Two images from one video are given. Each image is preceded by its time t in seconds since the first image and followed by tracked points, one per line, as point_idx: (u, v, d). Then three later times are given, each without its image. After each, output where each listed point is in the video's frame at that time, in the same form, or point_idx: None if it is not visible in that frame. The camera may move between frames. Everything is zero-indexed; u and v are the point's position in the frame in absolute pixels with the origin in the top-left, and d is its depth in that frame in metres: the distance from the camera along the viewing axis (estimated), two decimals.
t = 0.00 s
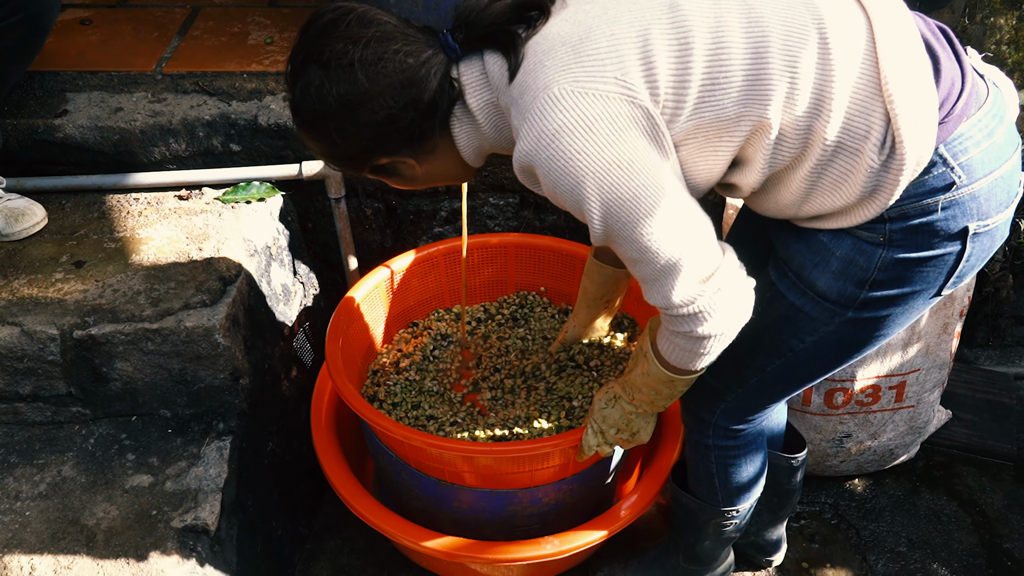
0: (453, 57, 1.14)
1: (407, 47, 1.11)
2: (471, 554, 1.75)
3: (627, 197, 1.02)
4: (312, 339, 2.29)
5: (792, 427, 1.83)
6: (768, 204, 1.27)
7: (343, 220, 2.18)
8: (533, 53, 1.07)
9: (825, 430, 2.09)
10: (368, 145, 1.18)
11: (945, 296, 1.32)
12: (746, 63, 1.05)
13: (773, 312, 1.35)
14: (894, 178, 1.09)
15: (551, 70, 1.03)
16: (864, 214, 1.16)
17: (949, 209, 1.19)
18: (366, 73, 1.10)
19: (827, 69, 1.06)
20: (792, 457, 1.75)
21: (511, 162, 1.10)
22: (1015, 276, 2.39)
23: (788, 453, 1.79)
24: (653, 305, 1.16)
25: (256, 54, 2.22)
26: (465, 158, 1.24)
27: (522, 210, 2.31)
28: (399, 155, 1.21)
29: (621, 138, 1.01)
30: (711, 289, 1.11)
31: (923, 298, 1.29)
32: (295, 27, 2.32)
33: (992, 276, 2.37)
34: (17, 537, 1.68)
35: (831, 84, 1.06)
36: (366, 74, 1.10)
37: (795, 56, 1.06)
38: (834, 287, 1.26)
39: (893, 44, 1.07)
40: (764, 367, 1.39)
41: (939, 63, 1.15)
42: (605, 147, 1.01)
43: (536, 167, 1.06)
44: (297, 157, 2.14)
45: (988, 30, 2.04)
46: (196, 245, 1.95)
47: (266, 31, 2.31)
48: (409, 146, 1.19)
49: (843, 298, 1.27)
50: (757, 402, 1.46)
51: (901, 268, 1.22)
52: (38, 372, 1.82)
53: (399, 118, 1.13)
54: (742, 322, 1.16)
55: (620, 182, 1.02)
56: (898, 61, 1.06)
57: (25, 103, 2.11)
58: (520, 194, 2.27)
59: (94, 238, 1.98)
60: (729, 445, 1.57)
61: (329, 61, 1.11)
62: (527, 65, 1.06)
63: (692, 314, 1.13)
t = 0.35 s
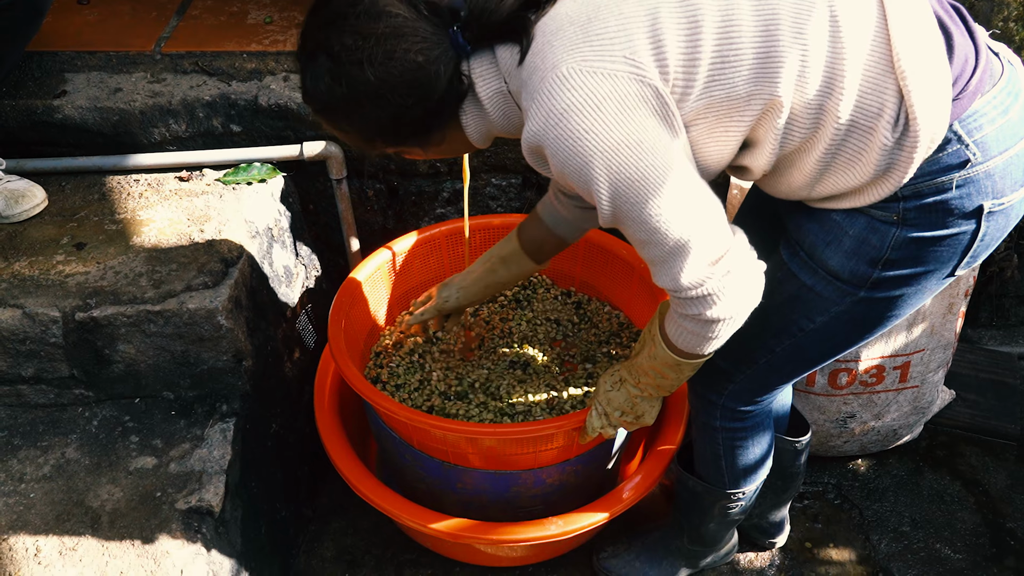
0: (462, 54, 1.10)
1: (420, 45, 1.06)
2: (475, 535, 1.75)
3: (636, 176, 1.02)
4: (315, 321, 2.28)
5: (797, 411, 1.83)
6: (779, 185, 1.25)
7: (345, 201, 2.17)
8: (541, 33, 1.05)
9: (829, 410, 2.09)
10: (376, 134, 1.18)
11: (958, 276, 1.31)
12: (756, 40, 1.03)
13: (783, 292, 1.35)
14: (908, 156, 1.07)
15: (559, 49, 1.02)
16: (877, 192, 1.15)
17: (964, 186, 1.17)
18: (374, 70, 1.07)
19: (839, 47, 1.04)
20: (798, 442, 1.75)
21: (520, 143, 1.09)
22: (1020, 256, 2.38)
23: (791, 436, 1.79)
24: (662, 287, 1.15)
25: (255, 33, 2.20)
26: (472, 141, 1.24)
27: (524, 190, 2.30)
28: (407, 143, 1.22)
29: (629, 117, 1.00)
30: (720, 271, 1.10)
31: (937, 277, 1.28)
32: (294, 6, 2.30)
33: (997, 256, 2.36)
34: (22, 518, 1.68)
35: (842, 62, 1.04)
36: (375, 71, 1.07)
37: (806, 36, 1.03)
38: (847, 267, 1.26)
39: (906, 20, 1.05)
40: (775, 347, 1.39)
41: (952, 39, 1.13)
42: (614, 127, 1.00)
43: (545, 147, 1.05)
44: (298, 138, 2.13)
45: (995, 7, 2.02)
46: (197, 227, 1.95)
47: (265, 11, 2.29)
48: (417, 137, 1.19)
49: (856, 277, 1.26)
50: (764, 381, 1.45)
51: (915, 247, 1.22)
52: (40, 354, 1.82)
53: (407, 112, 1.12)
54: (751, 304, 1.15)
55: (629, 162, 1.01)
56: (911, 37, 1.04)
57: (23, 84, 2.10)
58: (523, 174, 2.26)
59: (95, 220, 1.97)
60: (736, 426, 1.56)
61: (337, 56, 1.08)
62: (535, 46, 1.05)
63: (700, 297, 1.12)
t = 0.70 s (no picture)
0: (472, 27, 1.09)
1: (432, 15, 1.06)
2: (478, 529, 1.75)
3: (643, 153, 1.01)
4: (317, 315, 2.28)
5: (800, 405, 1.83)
6: (788, 173, 1.25)
7: (348, 194, 2.17)
8: (555, 9, 1.04)
9: (832, 403, 2.09)
10: (382, 100, 1.18)
11: (962, 275, 1.31)
12: (771, 24, 1.02)
13: (787, 286, 1.35)
14: (917, 148, 1.07)
15: (573, 24, 1.01)
16: (884, 185, 1.15)
17: (972, 182, 1.17)
18: (384, 37, 1.06)
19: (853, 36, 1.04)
20: (799, 436, 1.75)
21: (528, 116, 1.09)
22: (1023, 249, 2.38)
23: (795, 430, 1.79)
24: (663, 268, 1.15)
25: (258, 26, 2.19)
26: (479, 113, 1.23)
27: (527, 183, 2.30)
28: (413, 113, 1.22)
29: (640, 95, 0.99)
30: (722, 254, 1.10)
31: (941, 275, 1.27)
32: None
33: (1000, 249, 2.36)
34: (26, 512, 1.68)
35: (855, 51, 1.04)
36: (385, 38, 1.06)
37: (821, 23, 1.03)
38: (851, 260, 1.25)
39: (921, 11, 1.04)
40: (776, 341, 1.38)
41: (965, 35, 1.13)
42: (624, 102, 0.99)
43: (553, 119, 1.05)
44: (300, 131, 2.13)
45: None
46: (200, 221, 1.94)
47: (267, 3, 2.28)
48: (423, 108, 1.19)
49: (860, 272, 1.26)
50: (769, 374, 1.45)
51: (920, 242, 1.21)
52: (44, 348, 1.81)
53: (414, 82, 1.12)
54: (752, 289, 1.15)
55: (637, 138, 1.01)
56: (925, 28, 1.04)
57: (26, 77, 2.09)
58: (526, 167, 2.26)
59: (97, 213, 1.97)
60: (739, 419, 1.56)
61: (349, 21, 1.07)
62: (550, 20, 1.04)
63: (702, 279, 1.12)
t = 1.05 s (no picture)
0: (476, 36, 1.09)
1: (436, 25, 1.05)
2: (475, 526, 1.75)
3: (654, 158, 1.01)
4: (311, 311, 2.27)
5: (796, 401, 1.83)
6: (793, 172, 1.25)
7: (342, 190, 2.16)
8: (562, 14, 1.04)
9: (826, 400, 2.10)
10: (386, 105, 1.18)
11: (967, 267, 1.31)
12: (779, 25, 1.01)
13: (793, 280, 1.35)
14: (925, 144, 1.08)
15: (581, 29, 1.01)
16: (891, 181, 1.15)
17: (979, 176, 1.17)
18: (389, 48, 1.06)
19: (860, 35, 1.04)
20: (797, 431, 1.76)
21: (537, 122, 1.08)
22: (1016, 247, 2.40)
23: (790, 426, 1.80)
24: (672, 270, 1.15)
25: (252, 21, 2.18)
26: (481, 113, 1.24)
27: (522, 180, 2.30)
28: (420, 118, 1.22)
29: (649, 101, 0.99)
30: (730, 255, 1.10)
31: (947, 268, 1.28)
32: None
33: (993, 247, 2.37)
34: (18, 509, 1.67)
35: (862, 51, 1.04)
36: (390, 49, 1.06)
37: (827, 24, 1.03)
38: (858, 256, 1.26)
39: (927, 9, 1.04)
40: (782, 335, 1.38)
41: (970, 31, 1.13)
42: (634, 108, 0.99)
43: (563, 126, 1.04)
44: (295, 127, 2.12)
45: None
46: (194, 216, 1.93)
47: None
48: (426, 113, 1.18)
49: (868, 267, 1.26)
50: (770, 370, 1.45)
51: (927, 237, 1.22)
52: (36, 344, 1.80)
53: (419, 91, 1.12)
54: (760, 290, 1.15)
55: (647, 144, 1.00)
56: (932, 26, 1.03)
57: (18, 71, 2.09)
58: (521, 164, 2.26)
59: (91, 209, 1.96)
60: (739, 414, 1.57)
61: (352, 30, 1.06)
62: (556, 27, 1.04)
63: (713, 281, 1.12)
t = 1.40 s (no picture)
0: (488, 31, 1.09)
1: (449, 20, 1.05)
2: (474, 526, 1.75)
3: (667, 156, 1.01)
4: (310, 311, 2.27)
5: (797, 400, 1.83)
6: (799, 170, 1.25)
7: (341, 190, 2.16)
8: (576, 9, 1.03)
9: (825, 400, 2.10)
10: (394, 99, 1.17)
11: (971, 263, 1.32)
12: (794, 24, 1.01)
13: (799, 276, 1.35)
14: (934, 143, 1.08)
15: (595, 25, 1.00)
16: (899, 178, 1.16)
17: (986, 173, 1.17)
18: (401, 44, 1.05)
19: (872, 35, 1.04)
20: (797, 430, 1.76)
21: (549, 117, 1.08)
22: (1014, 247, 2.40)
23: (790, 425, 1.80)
24: (679, 268, 1.15)
25: (250, 21, 2.17)
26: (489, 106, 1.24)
27: (521, 179, 2.29)
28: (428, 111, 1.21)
29: (664, 99, 0.98)
30: (738, 255, 1.10)
31: (952, 263, 1.28)
32: None
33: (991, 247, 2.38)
34: (17, 510, 1.67)
35: (874, 50, 1.04)
36: (402, 45, 1.05)
37: (838, 22, 1.03)
38: (864, 252, 1.26)
39: (938, 10, 1.04)
40: (786, 331, 1.38)
41: (979, 29, 1.14)
42: (649, 106, 0.98)
43: (576, 122, 1.04)
44: (293, 127, 2.12)
45: None
46: (193, 217, 1.93)
47: None
48: (436, 106, 1.18)
49: (873, 263, 1.26)
50: (774, 366, 1.45)
51: (932, 233, 1.22)
52: (35, 345, 1.80)
53: (427, 87, 1.12)
54: (765, 290, 1.15)
55: (661, 142, 1.00)
56: (943, 27, 1.04)
57: (16, 72, 2.09)
58: (520, 164, 2.26)
59: (89, 209, 1.95)
60: (742, 412, 1.57)
61: (363, 25, 1.05)
62: (569, 22, 1.03)
63: (718, 280, 1.12)
